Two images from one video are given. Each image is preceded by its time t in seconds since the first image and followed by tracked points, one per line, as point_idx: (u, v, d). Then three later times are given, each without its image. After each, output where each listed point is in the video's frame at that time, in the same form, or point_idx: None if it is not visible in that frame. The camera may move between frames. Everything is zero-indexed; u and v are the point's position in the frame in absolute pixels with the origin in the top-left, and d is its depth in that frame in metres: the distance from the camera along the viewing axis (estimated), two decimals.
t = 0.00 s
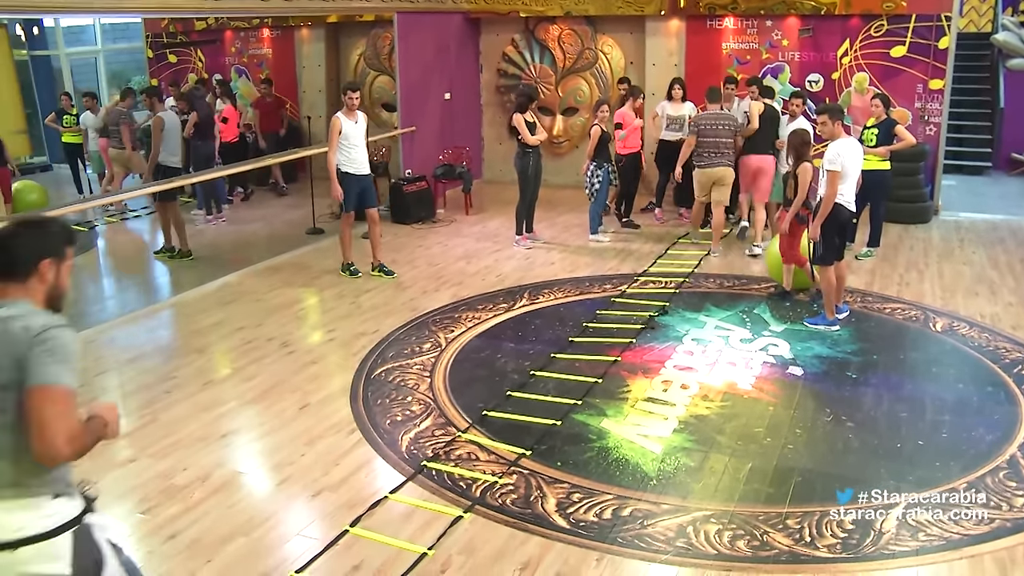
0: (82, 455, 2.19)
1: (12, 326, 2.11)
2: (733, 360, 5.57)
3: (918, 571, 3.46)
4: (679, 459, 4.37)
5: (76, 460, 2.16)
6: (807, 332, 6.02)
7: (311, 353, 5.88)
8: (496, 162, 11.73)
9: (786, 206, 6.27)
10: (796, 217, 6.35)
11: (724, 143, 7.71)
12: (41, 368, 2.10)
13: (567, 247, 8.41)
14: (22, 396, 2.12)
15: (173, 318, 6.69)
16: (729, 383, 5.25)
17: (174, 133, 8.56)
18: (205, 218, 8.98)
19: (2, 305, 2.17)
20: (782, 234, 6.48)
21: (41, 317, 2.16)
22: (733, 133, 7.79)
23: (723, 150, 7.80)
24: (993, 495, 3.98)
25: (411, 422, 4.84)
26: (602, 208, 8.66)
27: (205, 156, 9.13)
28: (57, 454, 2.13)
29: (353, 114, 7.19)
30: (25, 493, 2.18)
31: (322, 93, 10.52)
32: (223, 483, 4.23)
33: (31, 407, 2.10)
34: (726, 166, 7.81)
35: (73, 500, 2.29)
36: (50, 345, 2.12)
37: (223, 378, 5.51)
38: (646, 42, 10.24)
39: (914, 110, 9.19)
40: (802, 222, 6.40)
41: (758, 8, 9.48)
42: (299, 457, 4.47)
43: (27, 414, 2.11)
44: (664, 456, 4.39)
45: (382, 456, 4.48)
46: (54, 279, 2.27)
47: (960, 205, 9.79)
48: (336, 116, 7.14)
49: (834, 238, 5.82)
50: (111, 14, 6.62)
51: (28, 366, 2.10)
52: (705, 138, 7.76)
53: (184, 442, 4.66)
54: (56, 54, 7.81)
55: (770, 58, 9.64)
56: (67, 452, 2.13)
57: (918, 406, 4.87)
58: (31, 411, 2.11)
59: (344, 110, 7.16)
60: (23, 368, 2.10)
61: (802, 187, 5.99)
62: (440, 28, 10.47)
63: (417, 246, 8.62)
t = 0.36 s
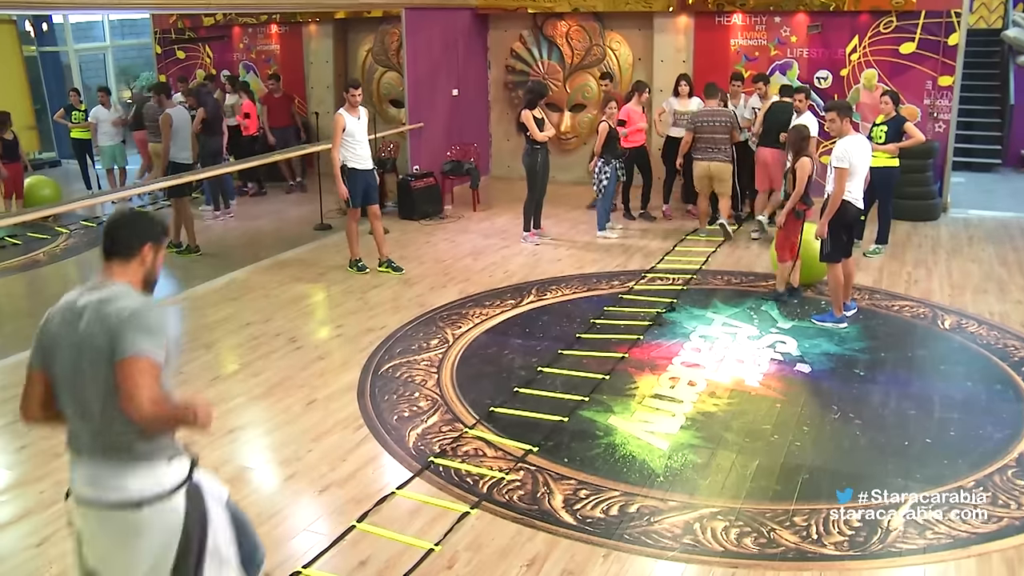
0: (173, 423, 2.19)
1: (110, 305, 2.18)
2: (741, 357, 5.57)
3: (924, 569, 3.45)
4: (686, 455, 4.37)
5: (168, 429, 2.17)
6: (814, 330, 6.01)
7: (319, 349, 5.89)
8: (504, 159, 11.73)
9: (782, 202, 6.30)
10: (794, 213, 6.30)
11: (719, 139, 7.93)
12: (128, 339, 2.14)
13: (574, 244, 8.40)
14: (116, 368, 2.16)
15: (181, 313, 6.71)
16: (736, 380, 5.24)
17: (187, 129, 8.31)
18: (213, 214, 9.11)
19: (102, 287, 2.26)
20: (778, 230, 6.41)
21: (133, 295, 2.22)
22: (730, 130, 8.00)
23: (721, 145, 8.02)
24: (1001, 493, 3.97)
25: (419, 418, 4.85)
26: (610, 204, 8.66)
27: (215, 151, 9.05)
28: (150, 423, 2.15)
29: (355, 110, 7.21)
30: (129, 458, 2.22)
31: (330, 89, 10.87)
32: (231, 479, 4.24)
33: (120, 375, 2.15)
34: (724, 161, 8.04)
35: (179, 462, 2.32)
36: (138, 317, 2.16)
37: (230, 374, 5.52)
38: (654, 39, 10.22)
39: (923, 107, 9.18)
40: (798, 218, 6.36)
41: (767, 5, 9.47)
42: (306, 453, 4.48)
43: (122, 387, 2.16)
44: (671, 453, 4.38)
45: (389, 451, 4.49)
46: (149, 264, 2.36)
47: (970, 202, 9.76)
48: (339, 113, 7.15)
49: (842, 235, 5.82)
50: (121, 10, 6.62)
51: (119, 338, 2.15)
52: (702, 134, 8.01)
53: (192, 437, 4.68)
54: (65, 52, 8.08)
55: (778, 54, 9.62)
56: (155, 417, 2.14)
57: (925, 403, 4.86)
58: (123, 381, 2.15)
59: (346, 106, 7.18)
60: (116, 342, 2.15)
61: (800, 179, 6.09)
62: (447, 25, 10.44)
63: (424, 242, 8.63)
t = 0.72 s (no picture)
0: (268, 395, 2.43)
1: (209, 286, 2.40)
2: (749, 355, 5.56)
3: (932, 569, 3.45)
4: (693, 453, 4.36)
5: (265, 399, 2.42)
6: (822, 328, 6.00)
7: (327, 346, 5.90)
8: (511, 156, 11.73)
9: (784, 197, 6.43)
10: (793, 210, 6.45)
11: (732, 132, 8.06)
12: (230, 318, 2.36)
13: (582, 241, 8.40)
14: (219, 345, 2.39)
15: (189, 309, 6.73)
16: (743, 377, 5.23)
17: (196, 124, 8.49)
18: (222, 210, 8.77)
19: (197, 270, 2.47)
20: (777, 225, 6.57)
21: (230, 278, 2.44)
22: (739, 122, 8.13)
23: (732, 137, 8.12)
24: (1010, 492, 3.96)
25: (426, 415, 4.85)
26: (618, 202, 8.64)
27: (223, 147, 9.05)
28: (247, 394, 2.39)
29: (359, 107, 7.18)
30: (223, 421, 2.48)
31: (337, 86, 10.87)
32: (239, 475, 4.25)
33: (223, 350, 2.38)
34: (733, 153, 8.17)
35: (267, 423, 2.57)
36: (239, 299, 2.38)
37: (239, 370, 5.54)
38: (663, 36, 10.19)
39: (932, 105, 9.14)
40: (796, 215, 6.49)
41: (776, 2, 9.45)
42: (313, 450, 4.49)
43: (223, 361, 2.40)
44: (678, 451, 4.38)
45: (396, 448, 4.50)
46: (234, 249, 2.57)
47: (979, 200, 9.72)
48: (343, 110, 7.12)
49: (850, 233, 5.78)
50: (129, 8, 6.63)
51: (222, 317, 2.37)
52: (714, 126, 8.05)
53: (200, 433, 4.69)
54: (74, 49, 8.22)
55: (787, 51, 9.59)
56: (255, 387, 2.38)
57: (933, 402, 4.84)
58: (226, 356, 2.38)
59: (351, 103, 7.14)
60: (215, 320, 2.37)
61: (800, 176, 6.16)
62: (455, 21, 10.43)
63: (432, 239, 8.64)
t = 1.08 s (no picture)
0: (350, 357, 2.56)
1: (292, 258, 2.51)
2: (756, 355, 5.55)
3: (939, 570, 3.44)
4: (700, 453, 4.36)
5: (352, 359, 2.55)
6: (830, 328, 5.98)
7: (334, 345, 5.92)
8: (519, 155, 11.73)
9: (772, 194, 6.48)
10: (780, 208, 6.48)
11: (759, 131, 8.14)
12: (319, 284, 2.47)
13: (589, 241, 8.40)
14: (305, 311, 2.50)
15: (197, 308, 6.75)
16: (751, 378, 5.22)
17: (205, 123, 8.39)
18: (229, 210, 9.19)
19: (276, 244, 2.58)
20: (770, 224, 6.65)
21: (310, 250, 2.55)
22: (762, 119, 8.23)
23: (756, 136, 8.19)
24: (1018, 494, 3.95)
25: (433, 414, 4.86)
26: (625, 201, 8.64)
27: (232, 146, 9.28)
28: (337, 355, 2.52)
29: (367, 105, 7.17)
30: (305, 381, 2.57)
31: (345, 85, 10.83)
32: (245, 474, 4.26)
33: (312, 317, 2.49)
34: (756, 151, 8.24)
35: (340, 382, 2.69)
36: (324, 269, 2.49)
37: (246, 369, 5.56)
38: (671, 35, 10.17)
39: (941, 105, 9.08)
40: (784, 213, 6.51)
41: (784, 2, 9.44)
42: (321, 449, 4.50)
43: (310, 325, 2.51)
44: (685, 451, 4.38)
45: (403, 447, 4.51)
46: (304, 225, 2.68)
47: (988, 200, 9.69)
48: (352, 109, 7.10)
49: (857, 233, 5.76)
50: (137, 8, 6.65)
51: (309, 285, 2.48)
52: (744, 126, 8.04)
53: (207, 432, 4.71)
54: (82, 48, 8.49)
55: (795, 51, 9.58)
56: (343, 349, 2.51)
57: (941, 403, 4.83)
58: (315, 321, 2.50)
59: (358, 104, 7.12)
60: (302, 288, 2.48)
61: (786, 173, 6.23)
62: (463, 19, 10.44)
63: (439, 238, 8.65)
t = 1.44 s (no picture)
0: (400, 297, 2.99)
1: (356, 208, 2.98)
2: (758, 355, 5.55)
3: (942, 570, 3.43)
4: (702, 453, 4.36)
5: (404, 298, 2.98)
6: (832, 328, 5.98)
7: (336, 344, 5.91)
8: (522, 154, 11.73)
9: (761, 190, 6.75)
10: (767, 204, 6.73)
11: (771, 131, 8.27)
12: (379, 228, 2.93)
13: (592, 241, 8.39)
14: (366, 253, 2.95)
15: (199, 308, 6.75)
16: (753, 378, 5.22)
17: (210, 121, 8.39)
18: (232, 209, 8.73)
19: (340, 196, 3.04)
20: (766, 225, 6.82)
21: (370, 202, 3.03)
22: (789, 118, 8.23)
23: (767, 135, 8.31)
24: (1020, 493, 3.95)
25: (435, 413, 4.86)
26: (628, 201, 8.62)
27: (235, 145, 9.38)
28: (391, 291, 2.96)
29: (379, 102, 7.18)
30: (363, 318, 3.00)
31: (348, 84, 10.97)
32: (247, 473, 4.26)
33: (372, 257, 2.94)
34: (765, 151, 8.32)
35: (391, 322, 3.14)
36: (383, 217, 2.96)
37: (248, 368, 5.56)
38: (673, 35, 10.16)
39: (944, 104, 9.09)
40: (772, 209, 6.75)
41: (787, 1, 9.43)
42: (322, 448, 4.50)
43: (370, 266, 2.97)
44: (687, 450, 4.38)
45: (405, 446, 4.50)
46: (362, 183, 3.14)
47: (990, 200, 9.68)
48: (366, 106, 7.12)
49: (860, 233, 5.75)
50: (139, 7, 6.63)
51: (370, 229, 2.94)
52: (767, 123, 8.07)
53: (209, 431, 4.71)
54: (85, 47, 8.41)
55: (798, 51, 9.57)
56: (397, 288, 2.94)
57: (943, 403, 4.82)
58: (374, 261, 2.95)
59: (372, 99, 7.13)
60: (365, 232, 2.94)
61: (771, 169, 6.51)
62: (466, 17, 10.44)
63: (442, 238, 8.65)
